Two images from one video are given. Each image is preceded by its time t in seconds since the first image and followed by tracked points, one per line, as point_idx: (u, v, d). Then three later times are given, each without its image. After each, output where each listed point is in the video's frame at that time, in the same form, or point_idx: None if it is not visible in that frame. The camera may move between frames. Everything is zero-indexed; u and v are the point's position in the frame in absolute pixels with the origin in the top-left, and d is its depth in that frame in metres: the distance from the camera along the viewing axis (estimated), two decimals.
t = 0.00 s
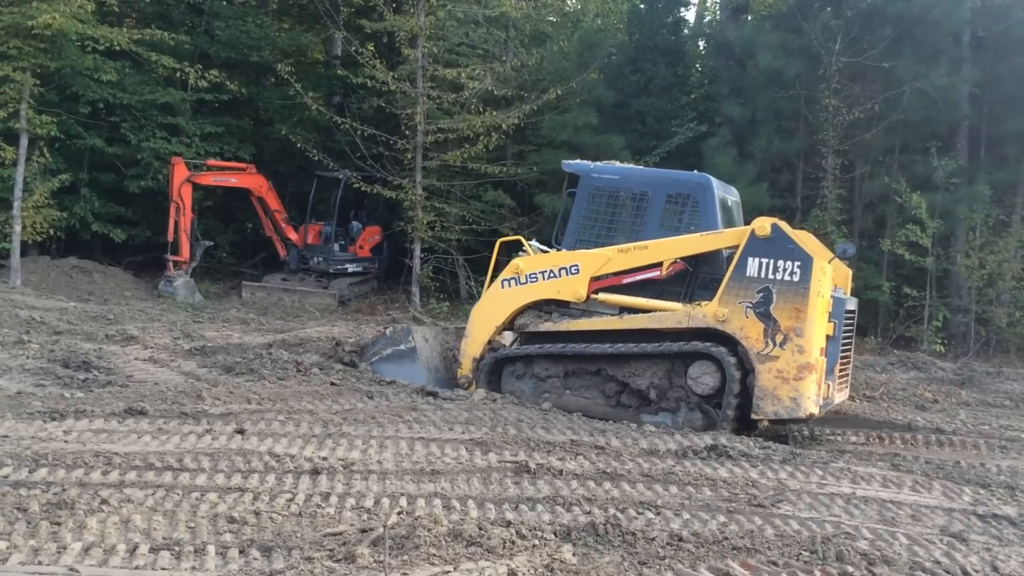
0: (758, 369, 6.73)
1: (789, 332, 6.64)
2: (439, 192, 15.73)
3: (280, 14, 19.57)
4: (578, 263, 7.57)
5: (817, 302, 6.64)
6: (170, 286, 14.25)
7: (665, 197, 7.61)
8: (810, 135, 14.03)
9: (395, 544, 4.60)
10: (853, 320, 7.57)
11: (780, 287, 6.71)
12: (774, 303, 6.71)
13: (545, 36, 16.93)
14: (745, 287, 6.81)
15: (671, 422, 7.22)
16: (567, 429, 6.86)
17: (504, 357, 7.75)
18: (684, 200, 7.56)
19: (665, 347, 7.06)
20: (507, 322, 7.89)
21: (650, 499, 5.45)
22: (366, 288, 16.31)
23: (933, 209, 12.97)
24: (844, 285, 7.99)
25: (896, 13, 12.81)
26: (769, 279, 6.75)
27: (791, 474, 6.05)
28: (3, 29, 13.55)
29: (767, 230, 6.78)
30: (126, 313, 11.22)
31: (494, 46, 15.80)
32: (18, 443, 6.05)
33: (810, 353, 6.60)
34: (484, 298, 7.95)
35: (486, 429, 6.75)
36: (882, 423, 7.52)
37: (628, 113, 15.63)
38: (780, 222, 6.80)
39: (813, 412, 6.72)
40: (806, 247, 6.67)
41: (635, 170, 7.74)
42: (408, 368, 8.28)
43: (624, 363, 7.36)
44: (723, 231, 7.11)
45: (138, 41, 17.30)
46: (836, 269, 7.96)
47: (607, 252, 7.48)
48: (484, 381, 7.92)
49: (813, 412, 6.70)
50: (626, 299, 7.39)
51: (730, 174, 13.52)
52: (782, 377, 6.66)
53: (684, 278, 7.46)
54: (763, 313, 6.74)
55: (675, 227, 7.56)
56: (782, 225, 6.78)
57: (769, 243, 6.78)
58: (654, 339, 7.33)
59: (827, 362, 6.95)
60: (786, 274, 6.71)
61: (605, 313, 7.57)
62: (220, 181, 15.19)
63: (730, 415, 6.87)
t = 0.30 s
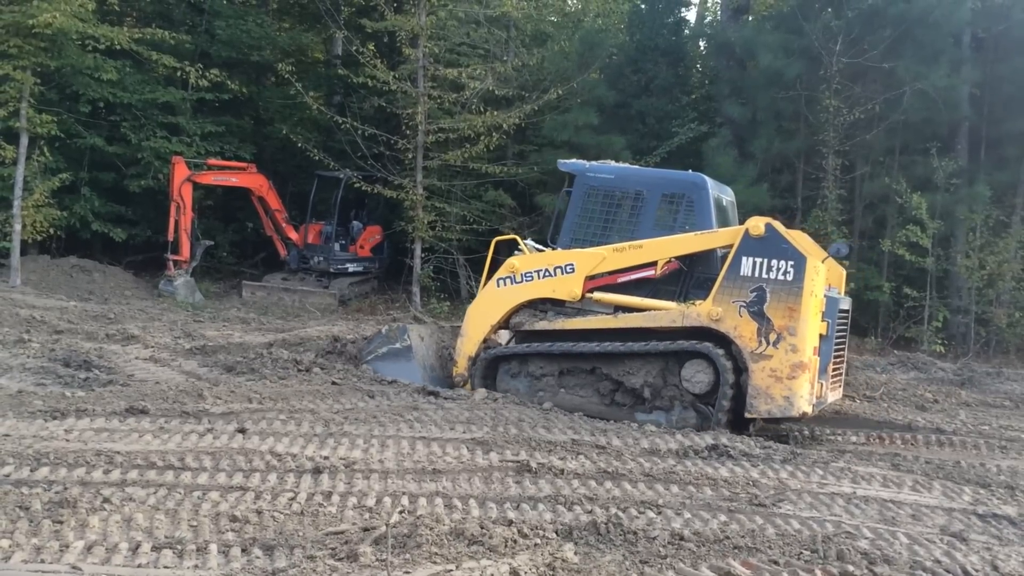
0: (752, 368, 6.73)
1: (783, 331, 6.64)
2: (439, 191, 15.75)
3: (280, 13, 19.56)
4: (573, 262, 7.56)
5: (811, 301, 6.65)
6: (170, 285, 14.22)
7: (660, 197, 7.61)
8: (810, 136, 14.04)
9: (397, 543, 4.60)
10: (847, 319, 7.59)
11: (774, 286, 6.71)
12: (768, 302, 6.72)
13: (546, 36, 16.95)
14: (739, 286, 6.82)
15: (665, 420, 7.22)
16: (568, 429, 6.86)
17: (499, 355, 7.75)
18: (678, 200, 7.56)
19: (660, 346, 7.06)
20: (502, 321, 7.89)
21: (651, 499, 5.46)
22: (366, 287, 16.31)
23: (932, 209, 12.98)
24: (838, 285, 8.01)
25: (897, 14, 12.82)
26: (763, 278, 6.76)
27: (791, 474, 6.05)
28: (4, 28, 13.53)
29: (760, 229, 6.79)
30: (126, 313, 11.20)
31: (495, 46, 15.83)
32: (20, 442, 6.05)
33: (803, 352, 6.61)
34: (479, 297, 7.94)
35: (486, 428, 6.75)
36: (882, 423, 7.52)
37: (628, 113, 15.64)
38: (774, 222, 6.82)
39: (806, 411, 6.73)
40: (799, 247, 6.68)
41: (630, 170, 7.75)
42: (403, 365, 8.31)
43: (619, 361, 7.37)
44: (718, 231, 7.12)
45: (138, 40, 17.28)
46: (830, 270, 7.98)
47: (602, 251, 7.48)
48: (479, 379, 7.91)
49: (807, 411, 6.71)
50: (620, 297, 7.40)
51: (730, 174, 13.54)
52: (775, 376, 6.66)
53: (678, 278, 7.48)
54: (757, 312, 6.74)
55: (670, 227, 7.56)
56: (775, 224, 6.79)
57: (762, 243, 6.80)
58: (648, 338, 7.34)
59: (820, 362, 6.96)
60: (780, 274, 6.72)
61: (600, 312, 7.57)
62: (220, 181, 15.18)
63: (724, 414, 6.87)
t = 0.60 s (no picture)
0: (747, 366, 6.73)
1: (778, 329, 6.64)
2: (441, 191, 15.77)
3: (282, 12, 19.55)
4: (570, 260, 7.56)
5: (806, 300, 6.64)
6: (171, 284, 14.21)
7: (656, 195, 7.62)
8: (812, 136, 14.05)
9: (400, 541, 4.60)
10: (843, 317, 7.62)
11: (769, 285, 6.71)
12: (764, 301, 6.71)
13: (548, 35, 16.97)
14: (734, 285, 6.82)
15: (660, 418, 7.24)
16: (570, 428, 6.86)
17: (495, 354, 7.76)
18: (674, 199, 7.58)
19: (656, 344, 7.07)
20: (499, 319, 7.87)
21: (653, 498, 5.46)
22: (367, 286, 16.32)
23: (934, 210, 12.99)
24: (833, 283, 8.04)
25: (899, 14, 12.83)
26: (758, 277, 6.75)
27: (793, 473, 6.06)
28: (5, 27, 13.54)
29: (756, 228, 6.78)
30: (127, 311, 11.20)
31: (497, 45, 15.87)
32: (23, 440, 6.05)
33: (798, 351, 6.60)
34: (476, 295, 7.92)
35: (488, 427, 6.75)
36: (883, 423, 7.53)
37: (630, 113, 15.66)
38: (769, 221, 6.81)
39: (801, 410, 6.73)
40: (794, 246, 6.67)
41: (626, 169, 7.75)
42: (400, 363, 8.29)
43: (615, 360, 7.38)
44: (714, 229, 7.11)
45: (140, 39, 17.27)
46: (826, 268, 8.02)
47: (599, 249, 7.47)
48: (476, 377, 7.91)
49: (802, 410, 6.70)
50: (617, 296, 7.44)
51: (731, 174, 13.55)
52: (770, 375, 6.66)
53: (674, 276, 7.52)
54: (752, 311, 6.74)
55: (666, 226, 7.57)
56: (771, 223, 6.78)
57: (758, 242, 6.79)
58: (645, 337, 7.34)
59: (816, 360, 6.95)
60: (775, 272, 6.71)
61: (596, 311, 7.61)
62: (222, 180, 15.17)
63: (720, 412, 6.88)
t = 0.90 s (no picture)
0: (744, 362, 6.74)
1: (774, 325, 6.66)
2: (444, 189, 15.79)
3: (285, 10, 19.55)
4: (566, 259, 7.58)
5: (801, 295, 6.66)
6: (175, 282, 14.21)
7: (651, 193, 7.63)
8: (815, 135, 14.03)
9: (403, 539, 4.61)
10: (837, 315, 7.61)
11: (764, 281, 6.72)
12: (759, 296, 6.73)
13: (551, 34, 16.96)
14: (730, 281, 6.84)
15: (658, 415, 7.25)
16: (573, 427, 6.85)
17: (492, 352, 7.78)
18: (669, 196, 7.58)
19: (652, 341, 7.08)
20: (495, 318, 7.91)
21: (655, 497, 5.46)
22: (371, 284, 16.34)
23: (937, 209, 12.98)
24: (828, 278, 7.97)
25: (902, 14, 12.82)
26: (754, 273, 6.76)
27: (795, 473, 6.06)
28: (9, 25, 13.55)
29: (750, 224, 6.79)
30: (131, 309, 11.21)
31: (500, 44, 15.93)
32: (26, 438, 6.06)
33: (794, 346, 6.62)
34: (473, 294, 7.97)
35: (491, 426, 6.75)
36: (886, 423, 7.52)
37: (633, 112, 15.68)
38: (764, 217, 6.82)
39: (798, 405, 6.73)
40: (789, 241, 6.68)
41: (621, 168, 7.76)
42: (400, 361, 8.31)
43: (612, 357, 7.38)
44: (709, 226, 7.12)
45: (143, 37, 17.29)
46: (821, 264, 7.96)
47: (594, 248, 7.51)
48: (473, 376, 7.93)
49: (799, 405, 6.71)
50: (612, 294, 7.43)
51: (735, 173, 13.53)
52: (767, 370, 6.67)
53: (670, 274, 7.47)
54: (748, 307, 6.75)
55: (662, 223, 7.58)
56: (765, 219, 6.79)
57: (752, 238, 6.79)
58: (641, 334, 7.36)
59: (812, 355, 6.96)
60: (770, 268, 6.72)
61: (592, 309, 7.59)
62: (224, 177, 15.18)
63: (717, 408, 6.89)
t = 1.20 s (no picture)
0: (731, 362, 6.79)
1: (762, 326, 6.70)
2: (447, 187, 15.80)
3: (289, 10, 19.56)
4: (558, 255, 7.64)
5: (790, 297, 6.70)
6: (179, 280, 14.22)
7: (644, 192, 7.67)
8: (819, 135, 14.02)
9: (407, 536, 4.63)
10: (826, 318, 7.61)
11: (753, 282, 6.76)
12: (748, 297, 6.77)
13: (555, 34, 17.00)
14: (719, 281, 6.88)
15: (645, 412, 7.31)
16: (577, 425, 6.86)
17: (483, 346, 7.81)
18: (662, 195, 7.61)
19: (640, 339, 7.12)
20: (487, 313, 7.99)
21: (659, 495, 5.47)
22: (374, 283, 16.36)
23: (942, 209, 12.97)
24: (820, 280, 7.98)
25: (907, 13, 12.81)
26: (743, 274, 6.80)
27: (799, 472, 6.06)
28: (15, 23, 13.57)
29: (741, 225, 6.83)
30: (135, 307, 11.23)
31: (504, 43, 15.94)
32: (31, 435, 6.07)
33: (781, 347, 6.67)
34: (466, 287, 8.05)
35: (495, 424, 6.76)
36: (889, 422, 7.52)
37: (638, 111, 15.72)
38: (755, 218, 6.85)
39: (784, 406, 6.77)
40: (779, 243, 6.71)
41: (615, 165, 7.82)
42: (390, 355, 8.27)
43: (600, 354, 7.42)
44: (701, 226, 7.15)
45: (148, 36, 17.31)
46: (812, 265, 7.94)
47: (587, 245, 7.57)
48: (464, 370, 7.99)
49: (784, 406, 6.76)
50: (603, 290, 7.51)
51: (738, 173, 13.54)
52: (753, 370, 6.71)
53: (661, 272, 7.50)
54: (736, 307, 6.80)
55: (654, 221, 7.61)
56: (757, 221, 6.82)
57: (743, 238, 6.83)
58: (631, 332, 7.40)
59: (799, 357, 6.99)
60: (759, 269, 6.76)
61: (583, 305, 7.65)
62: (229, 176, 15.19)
63: (703, 407, 6.94)
